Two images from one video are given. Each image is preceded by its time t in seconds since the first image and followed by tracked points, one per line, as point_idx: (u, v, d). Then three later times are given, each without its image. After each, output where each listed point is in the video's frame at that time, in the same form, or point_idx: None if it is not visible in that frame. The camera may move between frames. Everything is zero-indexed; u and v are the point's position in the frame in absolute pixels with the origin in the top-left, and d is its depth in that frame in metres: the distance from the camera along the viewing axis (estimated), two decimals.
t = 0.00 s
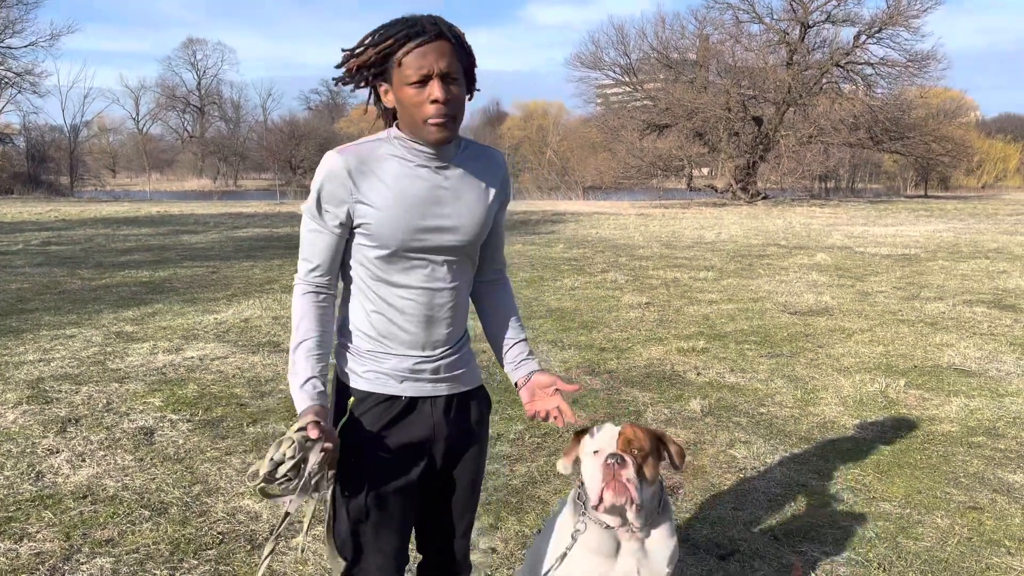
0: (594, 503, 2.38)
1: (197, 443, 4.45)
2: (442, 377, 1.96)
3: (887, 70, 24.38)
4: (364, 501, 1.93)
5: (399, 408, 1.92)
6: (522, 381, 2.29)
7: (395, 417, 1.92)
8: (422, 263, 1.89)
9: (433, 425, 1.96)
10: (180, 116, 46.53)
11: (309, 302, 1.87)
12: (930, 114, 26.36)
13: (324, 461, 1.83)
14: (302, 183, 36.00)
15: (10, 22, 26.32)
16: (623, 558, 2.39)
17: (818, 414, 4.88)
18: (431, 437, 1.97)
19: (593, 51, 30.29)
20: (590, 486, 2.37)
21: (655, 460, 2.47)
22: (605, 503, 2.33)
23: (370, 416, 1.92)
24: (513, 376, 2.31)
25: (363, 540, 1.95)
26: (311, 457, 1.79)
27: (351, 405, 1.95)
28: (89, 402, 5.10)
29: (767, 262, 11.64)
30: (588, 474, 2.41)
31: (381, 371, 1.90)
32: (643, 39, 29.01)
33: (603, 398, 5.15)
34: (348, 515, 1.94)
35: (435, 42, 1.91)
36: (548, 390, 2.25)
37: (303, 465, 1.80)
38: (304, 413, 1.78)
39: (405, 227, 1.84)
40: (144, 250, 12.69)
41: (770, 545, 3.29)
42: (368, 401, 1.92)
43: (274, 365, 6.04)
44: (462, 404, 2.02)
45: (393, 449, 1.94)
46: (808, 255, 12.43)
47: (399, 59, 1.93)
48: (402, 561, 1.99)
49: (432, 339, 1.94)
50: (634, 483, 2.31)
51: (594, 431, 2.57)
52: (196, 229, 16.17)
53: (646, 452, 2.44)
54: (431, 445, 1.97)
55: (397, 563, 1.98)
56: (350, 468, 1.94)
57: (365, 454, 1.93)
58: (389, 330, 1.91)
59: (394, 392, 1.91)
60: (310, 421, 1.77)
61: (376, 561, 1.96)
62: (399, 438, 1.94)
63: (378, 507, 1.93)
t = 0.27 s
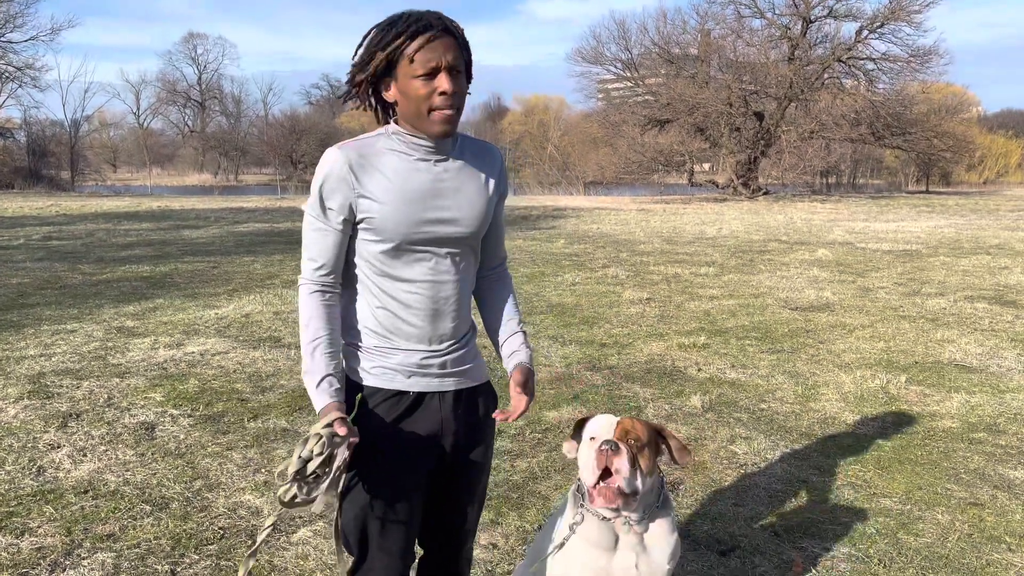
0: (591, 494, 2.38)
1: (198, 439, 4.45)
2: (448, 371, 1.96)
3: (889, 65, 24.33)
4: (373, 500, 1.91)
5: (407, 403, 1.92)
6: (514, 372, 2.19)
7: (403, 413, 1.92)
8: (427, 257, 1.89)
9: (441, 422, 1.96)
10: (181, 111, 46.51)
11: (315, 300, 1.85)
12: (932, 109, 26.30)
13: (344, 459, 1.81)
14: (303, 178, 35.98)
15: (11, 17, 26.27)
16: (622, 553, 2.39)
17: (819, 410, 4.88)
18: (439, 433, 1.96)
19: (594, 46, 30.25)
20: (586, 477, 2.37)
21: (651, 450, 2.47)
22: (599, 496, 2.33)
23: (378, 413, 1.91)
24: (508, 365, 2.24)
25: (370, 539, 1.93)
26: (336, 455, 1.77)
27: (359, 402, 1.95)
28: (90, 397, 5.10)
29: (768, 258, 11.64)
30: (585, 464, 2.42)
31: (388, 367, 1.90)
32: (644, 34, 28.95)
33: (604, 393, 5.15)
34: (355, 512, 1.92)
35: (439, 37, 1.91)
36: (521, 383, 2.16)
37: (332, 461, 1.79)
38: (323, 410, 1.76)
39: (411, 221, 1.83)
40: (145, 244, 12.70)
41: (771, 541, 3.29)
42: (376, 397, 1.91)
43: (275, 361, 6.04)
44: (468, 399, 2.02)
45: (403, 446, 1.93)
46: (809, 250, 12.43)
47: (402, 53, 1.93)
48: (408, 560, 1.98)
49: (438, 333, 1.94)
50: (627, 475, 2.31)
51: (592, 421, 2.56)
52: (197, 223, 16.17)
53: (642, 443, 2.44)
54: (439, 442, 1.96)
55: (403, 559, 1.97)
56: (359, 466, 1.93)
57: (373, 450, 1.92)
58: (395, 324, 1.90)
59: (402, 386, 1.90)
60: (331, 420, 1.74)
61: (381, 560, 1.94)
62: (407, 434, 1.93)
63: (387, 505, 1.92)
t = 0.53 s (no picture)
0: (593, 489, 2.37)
1: (198, 434, 4.45)
2: (458, 365, 1.96)
3: (890, 61, 24.27)
4: (382, 494, 1.90)
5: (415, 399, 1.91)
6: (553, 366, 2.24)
7: (411, 409, 1.91)
8: (435, 249, 1.88)
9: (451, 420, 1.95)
10: (181, 106, 46.43)
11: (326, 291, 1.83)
12: (933, 105, 26.25)
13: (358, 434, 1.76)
14: (303, 173, 35.96)
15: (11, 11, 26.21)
16: (620, 548, 2.40)
17: (819, 406, 4.89)
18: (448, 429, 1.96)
19: (594, 41, 30.20)
20: (589, 471, 2.37)
21: (654, 443, 2.46)
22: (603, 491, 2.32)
23: (388, 409, 1.91)
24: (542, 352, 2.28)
25: (377, 532, 1.93)
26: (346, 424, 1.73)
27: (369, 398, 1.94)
28: (91, 392, 5.10)
29: (768, 253, 11.64)
30: (587, 458, 2.41)
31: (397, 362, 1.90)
32: (645, 29, 28.90)
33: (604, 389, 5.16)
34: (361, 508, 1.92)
35: (455, 32, 1.92)
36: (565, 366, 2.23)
37: (341, 428, 1.73)
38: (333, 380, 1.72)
39: (420, 212, 1.83)
40: (145, 240, 12.69)
41: (771, 537, 3.29)
42: (386, 392, 1.92)
43: (276, 356, 6.03)
44: (478, 395, 2.02)
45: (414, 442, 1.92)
46: (810, 246, 12.43)
47: (419, 46, 1.92)
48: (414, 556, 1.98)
49: (446, 325, 1.93)
50: (630, 471, 2.29)
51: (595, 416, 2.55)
52: (197, 218, 16.17)
53: (645, 438, 2.42)
54: (448, 437, 1.96)
55: (407, 557, 1.96)
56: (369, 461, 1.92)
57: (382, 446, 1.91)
58: (403, 317, 1.90)
59: (412, 381, 1.90)
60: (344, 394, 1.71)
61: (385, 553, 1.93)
62: (419, 430, 1.92)
63: (398, 501, 1.91)
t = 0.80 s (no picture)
0: (596, 484, 2.38)
1: (198, 430, 4.46)
2: (464, 360, 1.95)
3: (891, 57, 24.24)
4: (382, 482, 1.91)
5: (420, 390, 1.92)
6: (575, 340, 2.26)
7: (416, 399, 1.92)
8: (443, 242, 1.88)
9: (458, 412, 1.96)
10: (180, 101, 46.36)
11: (322, 264, 1.79)
12: (932, 101, 26.23)
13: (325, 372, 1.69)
14: (302, 169, 35.92)
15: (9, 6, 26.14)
16: (618, 544, 2.40)
17: (818, 402, 4.89)
18: (453, 421, 1.96)
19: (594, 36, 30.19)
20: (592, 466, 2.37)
21: (657, 441, 2.46)
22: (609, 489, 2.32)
23: (391, 399, 1.91)
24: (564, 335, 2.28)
25: (378, 518, 1.93)
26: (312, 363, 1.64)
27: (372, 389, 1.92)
28: (91, 388, 5.10)
29: (768, 249, 11.64)
30: (591, 452, 2.41)
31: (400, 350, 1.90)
32: (645, 25, 28.88)
33: (604, 385, 5.16)
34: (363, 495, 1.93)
35: (459, 25, 1.94)
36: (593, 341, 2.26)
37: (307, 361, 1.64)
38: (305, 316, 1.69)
39: (430, 206, 1.84)
40: (145, 235, 12.69)
41: (770, 533, 3.30)
42: (389, 382, 1.92)
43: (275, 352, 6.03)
44: (481, 391, 2.03)
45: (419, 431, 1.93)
46: (809, 242, 12.44)
47: (424, 46, 1.96)
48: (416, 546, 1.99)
49: (452, 320, 1.93)
50: (636, 470, 2.29)
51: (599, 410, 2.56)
52: (196, 214, 16.15)
53: (648, 435, 2.42)
54: (452, 430, 1.97)
55: (409, 548, 1.97)
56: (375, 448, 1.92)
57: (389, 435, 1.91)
58: (410, 308, 1.89)
59: (417, 372, 1.91)
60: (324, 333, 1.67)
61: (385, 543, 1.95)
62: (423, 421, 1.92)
63: (401, 489, 1.92)
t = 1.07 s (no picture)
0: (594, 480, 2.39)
1: (198, 427, 4.46)
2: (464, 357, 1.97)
3: (890, 54, 24.21)
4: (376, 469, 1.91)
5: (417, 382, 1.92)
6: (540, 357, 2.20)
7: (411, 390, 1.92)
8: (446, 240, 1.88)
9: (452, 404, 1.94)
10: (180, 99, 46.34)
11: (352, 264, 1.84)
12: (932, 98, 26.21)
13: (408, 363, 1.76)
14: (302, 166, 35.91)
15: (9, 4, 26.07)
16: (617, 540, 2.41)
17: (817, 399, 4.91)
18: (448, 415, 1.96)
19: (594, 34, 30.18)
20: (590, 462, 2.38)
21: (656, 438, 2.46)
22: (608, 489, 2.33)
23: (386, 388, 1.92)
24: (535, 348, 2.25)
25: (372, 509, 1.92)
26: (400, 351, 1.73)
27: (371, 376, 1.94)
28: (90, 385, 5.11)
29: (767, 247, 11.65)
30: (590, 449, 2.42)
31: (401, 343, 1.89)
32: (644, 22, 28.86)
33: (603, 382, 5.17)
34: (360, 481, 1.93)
35: (471, 29, 1.94)
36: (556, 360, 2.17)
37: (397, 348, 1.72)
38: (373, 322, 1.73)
39: (436, 206, 1.84)
40: (144, 233, 12.67)
41: (768, 529, 3.31)
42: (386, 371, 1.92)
43: (275, 349, 6.04)
44: (480, 386, 2.02)
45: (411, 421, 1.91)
46: (809, 240, 12.44)
47: (435, 48, 1.97)
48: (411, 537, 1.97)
49: (453, 318, 1.94)
50: (633, 467, 2.29)
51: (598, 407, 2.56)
52: (195, 212, 16.15)
53: (648, 432, 2.42)
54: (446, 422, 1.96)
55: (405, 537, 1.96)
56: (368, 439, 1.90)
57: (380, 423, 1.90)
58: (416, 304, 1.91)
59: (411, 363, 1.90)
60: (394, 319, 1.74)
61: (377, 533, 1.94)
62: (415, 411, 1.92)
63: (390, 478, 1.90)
